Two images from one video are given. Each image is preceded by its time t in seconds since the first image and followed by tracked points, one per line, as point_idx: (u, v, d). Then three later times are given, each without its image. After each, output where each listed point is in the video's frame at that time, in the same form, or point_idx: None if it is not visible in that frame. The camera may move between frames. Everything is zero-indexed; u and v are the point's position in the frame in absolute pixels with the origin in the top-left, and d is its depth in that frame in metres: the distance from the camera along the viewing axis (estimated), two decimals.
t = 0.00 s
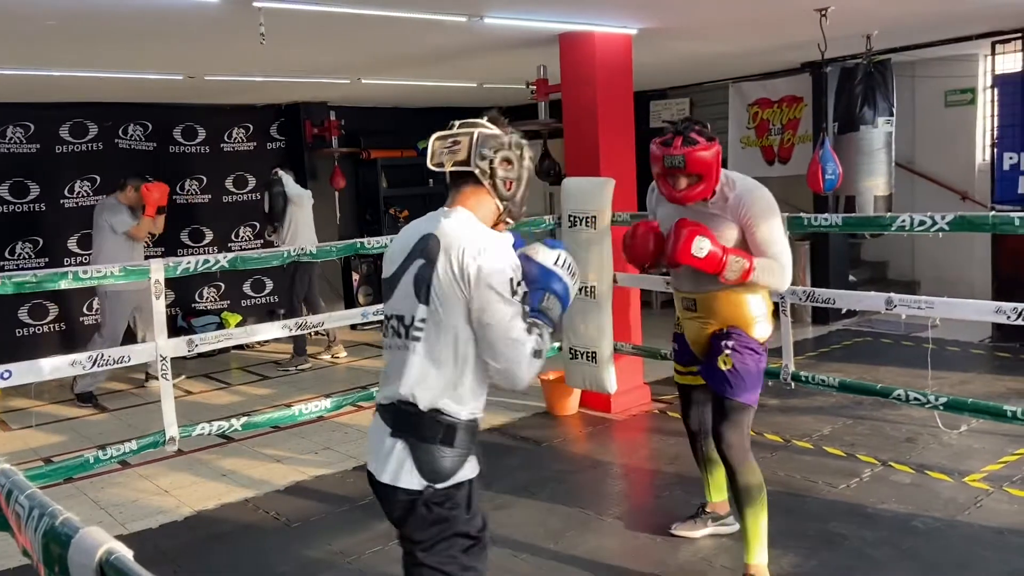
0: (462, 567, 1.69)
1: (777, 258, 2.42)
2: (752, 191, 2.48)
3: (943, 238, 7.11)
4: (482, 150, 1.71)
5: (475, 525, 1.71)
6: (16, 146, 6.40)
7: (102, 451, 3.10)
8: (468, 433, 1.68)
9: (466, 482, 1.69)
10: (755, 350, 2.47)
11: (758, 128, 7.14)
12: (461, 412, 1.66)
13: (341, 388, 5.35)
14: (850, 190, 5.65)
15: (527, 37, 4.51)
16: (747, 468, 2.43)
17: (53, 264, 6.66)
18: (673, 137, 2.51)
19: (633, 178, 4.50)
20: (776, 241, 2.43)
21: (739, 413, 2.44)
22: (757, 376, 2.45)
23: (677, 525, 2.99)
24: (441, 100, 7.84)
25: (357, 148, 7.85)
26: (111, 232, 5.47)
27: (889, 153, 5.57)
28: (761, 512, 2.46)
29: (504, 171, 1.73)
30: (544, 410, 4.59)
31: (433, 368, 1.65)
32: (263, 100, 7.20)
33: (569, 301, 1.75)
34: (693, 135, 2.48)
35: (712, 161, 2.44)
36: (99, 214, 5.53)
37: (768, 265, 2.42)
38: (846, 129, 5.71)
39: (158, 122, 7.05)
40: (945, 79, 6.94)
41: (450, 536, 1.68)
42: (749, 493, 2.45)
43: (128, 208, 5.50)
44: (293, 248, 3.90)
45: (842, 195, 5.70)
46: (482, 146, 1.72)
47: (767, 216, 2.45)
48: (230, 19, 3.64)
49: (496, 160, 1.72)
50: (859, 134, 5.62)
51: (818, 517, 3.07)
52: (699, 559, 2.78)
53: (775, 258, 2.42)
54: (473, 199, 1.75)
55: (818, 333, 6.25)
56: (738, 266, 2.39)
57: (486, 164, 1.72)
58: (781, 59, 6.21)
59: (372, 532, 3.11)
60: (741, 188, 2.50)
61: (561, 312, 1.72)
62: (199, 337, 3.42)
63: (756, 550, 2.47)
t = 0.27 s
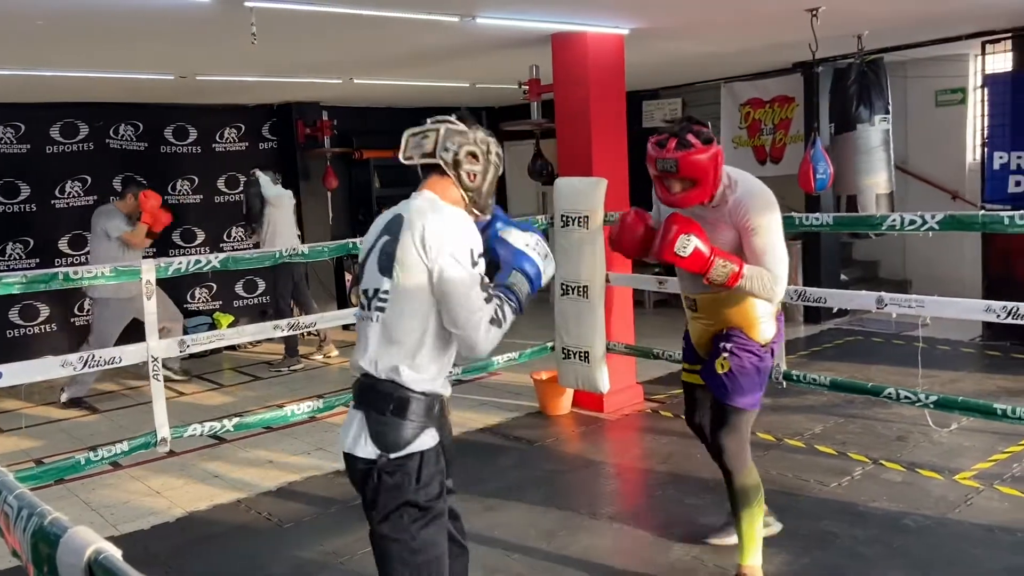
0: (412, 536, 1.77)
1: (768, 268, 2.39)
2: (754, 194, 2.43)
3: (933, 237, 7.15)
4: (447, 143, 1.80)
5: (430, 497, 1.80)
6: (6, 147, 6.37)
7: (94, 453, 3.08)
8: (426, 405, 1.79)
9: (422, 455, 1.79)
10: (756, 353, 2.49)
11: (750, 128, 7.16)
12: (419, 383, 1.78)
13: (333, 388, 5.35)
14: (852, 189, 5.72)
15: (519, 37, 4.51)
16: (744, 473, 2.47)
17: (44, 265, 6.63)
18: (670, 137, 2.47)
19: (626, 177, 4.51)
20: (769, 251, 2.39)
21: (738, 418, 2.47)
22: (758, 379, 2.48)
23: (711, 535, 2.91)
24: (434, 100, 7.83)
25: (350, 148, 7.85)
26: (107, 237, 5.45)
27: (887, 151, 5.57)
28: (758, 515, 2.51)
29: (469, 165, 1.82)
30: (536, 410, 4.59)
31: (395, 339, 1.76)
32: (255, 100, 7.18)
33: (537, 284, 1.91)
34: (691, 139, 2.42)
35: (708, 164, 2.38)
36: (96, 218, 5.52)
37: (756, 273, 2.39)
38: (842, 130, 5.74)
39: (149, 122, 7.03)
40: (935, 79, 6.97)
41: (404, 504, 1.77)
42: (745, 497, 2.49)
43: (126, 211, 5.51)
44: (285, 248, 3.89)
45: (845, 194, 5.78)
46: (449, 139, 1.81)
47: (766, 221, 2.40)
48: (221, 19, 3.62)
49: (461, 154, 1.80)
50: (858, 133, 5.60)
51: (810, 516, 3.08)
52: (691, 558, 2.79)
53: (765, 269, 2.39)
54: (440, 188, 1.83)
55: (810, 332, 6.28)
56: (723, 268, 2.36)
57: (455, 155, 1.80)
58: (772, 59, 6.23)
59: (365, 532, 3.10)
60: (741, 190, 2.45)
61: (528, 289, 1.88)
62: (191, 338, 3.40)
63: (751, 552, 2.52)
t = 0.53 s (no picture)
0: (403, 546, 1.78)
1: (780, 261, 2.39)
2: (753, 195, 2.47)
3: (925, 237, 7.17)
4: (419, 157, 1.80)
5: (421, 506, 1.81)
6: None
7: (86, 454, 3.07)
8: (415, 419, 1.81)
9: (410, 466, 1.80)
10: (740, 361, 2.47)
11: (743, 128, 7.18)
12: (399, 407, 1.78)
13: (327, 388, 5.34)
14: (852, 187, 5.71)
15: (512, 37, 4.51)
16: (705, 476, 2.44)
17: (36, 265, 6.60)
18: (653, 134, 2.50)
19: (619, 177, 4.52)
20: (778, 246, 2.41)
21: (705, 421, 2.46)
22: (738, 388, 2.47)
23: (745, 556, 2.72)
24: (428, 99, 7.83)
25: (343, 148, 7.83)
26: (117, 239, 5.45)
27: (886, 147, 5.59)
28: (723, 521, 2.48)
29: (446, 179, 1.81)
30: (531, 410, 4.59)
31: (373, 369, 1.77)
32: (248, 99, 7.17)
33: (521, 287, 1.85)
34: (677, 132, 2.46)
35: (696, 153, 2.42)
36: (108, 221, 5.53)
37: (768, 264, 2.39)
38: (839, 128, 5.72)
39: (142, 122, 7.01)
40: (928, 78, 7.00)
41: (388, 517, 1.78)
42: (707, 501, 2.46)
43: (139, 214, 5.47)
44: (278, 248, 3.88)
45: (845, 193, 5.80)
46: (423, 151, 1.81)
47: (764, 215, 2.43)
48: (214, 18, 3.62)
49: (436, 167, 1.80)
50: (853, 130, 5.59)
51: (803, 514, 3.09)
52: (685, 558, 2.79)
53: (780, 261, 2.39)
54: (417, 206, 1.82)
55: (803, 331, 6.29)
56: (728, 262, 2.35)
57: (430, 170, 1.80)
58: (765, 59, 6.24)
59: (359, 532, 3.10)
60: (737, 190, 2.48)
61: (510, 302, 1.84)
62: (184, 339, 3.39)
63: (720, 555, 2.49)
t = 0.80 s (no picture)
0: None
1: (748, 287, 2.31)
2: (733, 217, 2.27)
3: (919, 237, 7.19)
4: (472, 229, 1.83)
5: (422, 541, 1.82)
6: None
7: (80, 456, 3.06)
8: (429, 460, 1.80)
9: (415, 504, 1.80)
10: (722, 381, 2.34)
11: (738, 129, 7.19)
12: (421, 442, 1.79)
13: (322, 389, 5.33)
14: (848, 186, 5.63)
15: (507, 37, 4.51)
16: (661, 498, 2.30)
17: (30, 266, 6.58)
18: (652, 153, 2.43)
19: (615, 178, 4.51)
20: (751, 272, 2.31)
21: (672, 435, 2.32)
22: (719, 410, 2.34)
23: (739, 558, 2.72)
24: (423, 100, 7.83)
25: (338, 148, 7.83)
26: (107, 241, 5.40)
27: (882, 145, 5.56)
28: (679, 543, 2.33)
29: (494, 252, 1.83)
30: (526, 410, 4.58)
31: (403, 403, 1.77)
32: (243, 100, 7.16)
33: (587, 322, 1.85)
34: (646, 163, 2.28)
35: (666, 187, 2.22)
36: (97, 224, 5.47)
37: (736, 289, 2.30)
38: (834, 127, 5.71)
39: (137, 122, 6.99)
40: (922, 79, 7.01)
41: (391, 545, 1.81)
42: (664, 520, 2.32)
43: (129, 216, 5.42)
44: (273, 249, 3.88)
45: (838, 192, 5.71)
46: (471, 227, 1.83)
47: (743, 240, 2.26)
48: (209, 19, 3.61)
49: (487, 240, 1.82)
50: (848, 129, 5.58)
51: (799, 514, 3.09)
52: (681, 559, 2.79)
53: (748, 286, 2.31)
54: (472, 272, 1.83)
55: (798, 331, 6.30)
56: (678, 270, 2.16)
57: (478, 246, 1.82)
58: (760, 60, 6.25)
59: (355, 534, 3.10)
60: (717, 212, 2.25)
61: (575, 332, 1.82)
62: (178, 340, 3.38)
63: None
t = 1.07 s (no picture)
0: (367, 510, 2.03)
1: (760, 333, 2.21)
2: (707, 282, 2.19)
3: (916, 236, 7.20)
4: (528, 276, 1.93)
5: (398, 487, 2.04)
6: None
7: (76, 456, 3.05)
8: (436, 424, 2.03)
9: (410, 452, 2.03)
10: (752, 421, 2.22)
11: (736, 128, 7.19)
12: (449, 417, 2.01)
13: (319, 390, 5.32)
14: (838, 186, 5.68)
15: (504, 37, 4.50)
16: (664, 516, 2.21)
17: (26, 266, 6.56)
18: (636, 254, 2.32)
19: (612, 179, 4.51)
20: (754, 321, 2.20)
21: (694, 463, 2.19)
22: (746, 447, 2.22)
23: (738, 559, 2.72)
24: (420, 100, 7.82)
25: (335, 148, 7.81)
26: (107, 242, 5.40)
27: (874, 147, 5.55)
28: (683, 568, 2.26)
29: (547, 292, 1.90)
30: (524, 410, 4.58)
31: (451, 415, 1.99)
32: (240, 99, 7.15)
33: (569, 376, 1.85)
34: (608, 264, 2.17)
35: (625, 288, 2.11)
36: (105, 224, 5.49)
37: (743, 346, 2.20)
38: (828, 125, 5.75)
39: (133, 122, 6.97)
40: (919, 78, 7.02)
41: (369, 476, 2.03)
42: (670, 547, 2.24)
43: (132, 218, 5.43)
44: (270, 249, 3.86)
45: (830, 192, 5.75)
46: (533, 271, 1.93)
47: (723, 298, 2.17)
48: (206, 18, 3.60)
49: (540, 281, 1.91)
50: (842, 128, 5.62)
51: (797, 514, 3.09)
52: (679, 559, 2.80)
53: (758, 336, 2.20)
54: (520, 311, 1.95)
55: (795, 331, 6.31)
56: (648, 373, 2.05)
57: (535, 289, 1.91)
58: (757, 60, 6.25)
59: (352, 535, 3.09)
60: (684, 290, 2.15)
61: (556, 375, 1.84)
62: (174, 340, 3.37)
63: None
